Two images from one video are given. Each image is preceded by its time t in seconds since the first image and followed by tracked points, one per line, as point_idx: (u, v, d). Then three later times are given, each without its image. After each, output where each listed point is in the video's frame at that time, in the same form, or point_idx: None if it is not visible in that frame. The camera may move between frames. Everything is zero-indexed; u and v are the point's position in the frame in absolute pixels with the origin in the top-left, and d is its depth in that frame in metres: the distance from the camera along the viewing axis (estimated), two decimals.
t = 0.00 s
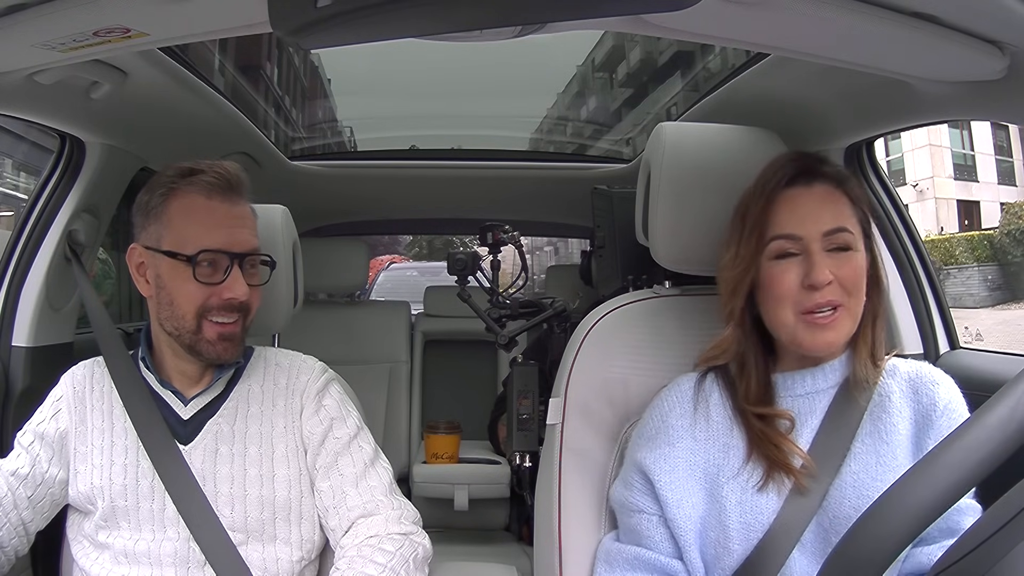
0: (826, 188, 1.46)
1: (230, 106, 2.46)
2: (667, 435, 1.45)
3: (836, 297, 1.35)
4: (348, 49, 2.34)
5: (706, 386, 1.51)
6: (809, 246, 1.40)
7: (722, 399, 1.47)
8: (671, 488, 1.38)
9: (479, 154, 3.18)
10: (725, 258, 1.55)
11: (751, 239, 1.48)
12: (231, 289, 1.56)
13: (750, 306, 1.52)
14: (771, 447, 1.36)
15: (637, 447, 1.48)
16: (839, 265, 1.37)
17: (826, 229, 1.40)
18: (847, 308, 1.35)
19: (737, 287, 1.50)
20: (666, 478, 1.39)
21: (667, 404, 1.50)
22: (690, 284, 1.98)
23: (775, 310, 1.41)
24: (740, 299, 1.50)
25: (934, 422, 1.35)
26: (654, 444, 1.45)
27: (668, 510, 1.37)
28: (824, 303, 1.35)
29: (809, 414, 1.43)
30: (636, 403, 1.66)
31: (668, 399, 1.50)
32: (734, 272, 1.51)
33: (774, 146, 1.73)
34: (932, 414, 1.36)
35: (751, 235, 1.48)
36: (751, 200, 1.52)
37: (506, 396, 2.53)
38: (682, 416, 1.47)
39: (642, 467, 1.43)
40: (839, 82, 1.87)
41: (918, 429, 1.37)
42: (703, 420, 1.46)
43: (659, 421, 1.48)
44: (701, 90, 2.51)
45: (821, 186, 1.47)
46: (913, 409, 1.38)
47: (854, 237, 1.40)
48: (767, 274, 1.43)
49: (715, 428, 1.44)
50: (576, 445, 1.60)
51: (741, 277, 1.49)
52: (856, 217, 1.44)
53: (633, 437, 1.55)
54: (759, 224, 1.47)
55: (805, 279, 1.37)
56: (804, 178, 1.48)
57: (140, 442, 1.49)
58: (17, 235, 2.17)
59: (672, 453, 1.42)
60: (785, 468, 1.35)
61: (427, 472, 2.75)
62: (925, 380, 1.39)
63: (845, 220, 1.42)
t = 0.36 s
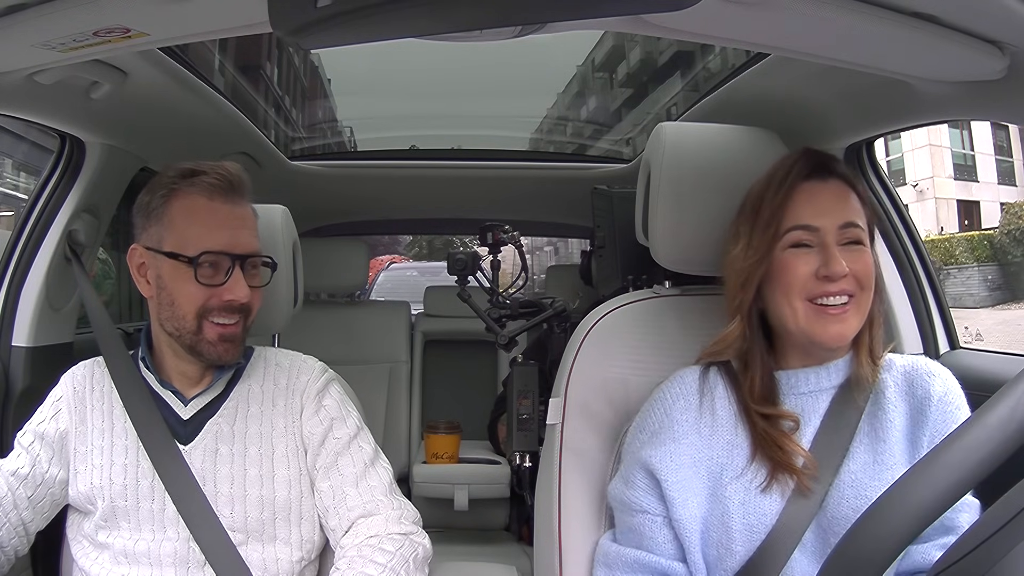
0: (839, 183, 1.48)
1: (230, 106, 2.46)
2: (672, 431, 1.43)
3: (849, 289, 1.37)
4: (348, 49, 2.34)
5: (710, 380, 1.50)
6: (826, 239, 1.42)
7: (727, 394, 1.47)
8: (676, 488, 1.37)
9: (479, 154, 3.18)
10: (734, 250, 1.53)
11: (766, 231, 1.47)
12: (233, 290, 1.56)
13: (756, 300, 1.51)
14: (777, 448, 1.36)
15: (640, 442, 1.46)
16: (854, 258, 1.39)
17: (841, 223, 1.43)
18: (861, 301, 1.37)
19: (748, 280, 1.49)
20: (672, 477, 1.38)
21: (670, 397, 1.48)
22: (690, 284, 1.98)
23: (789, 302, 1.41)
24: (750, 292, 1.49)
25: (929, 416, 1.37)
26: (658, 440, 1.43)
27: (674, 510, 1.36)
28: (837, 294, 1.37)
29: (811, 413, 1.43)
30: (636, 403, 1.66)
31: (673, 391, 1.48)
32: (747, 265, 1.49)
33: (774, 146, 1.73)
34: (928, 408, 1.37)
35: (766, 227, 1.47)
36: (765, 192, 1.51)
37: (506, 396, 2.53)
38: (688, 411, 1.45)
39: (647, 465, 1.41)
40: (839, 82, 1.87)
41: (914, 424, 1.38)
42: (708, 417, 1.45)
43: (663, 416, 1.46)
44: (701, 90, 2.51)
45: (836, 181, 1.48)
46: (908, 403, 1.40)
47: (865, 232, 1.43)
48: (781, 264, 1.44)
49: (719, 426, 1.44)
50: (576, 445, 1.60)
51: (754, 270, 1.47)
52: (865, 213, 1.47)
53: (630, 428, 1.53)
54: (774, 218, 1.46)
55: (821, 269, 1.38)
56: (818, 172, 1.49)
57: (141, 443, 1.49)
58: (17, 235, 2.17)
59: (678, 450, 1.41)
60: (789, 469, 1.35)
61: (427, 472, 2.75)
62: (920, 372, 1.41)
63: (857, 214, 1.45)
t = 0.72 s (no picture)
0: (855, 177, 1.48)
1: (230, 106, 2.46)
2: (678, 432, 1.44)
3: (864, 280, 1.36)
4: (348, 49, 2.34)
5: (717, 381, 1.50)
6: (841, 230, 1.42)
7: (734, 395, 1.47)
8: (680, 488, 1.38)
9: (479, 154, 3.18)
10: (750, 243, 1.52)
11: (782, 222, 1.46)
12: (247, 294, 1.56)
13: (772, 293, 1.50)
14: (784, 447, 1.36)
15: (645, 444, 1.47)
16: (869, 250, 1.39)
17: (856, 215, 1.43)
18: (876, 293, 1.37)
19: (763, 272, 1.48)
20: (676, 478, 1.38)
21: (677, 400, 1.49)
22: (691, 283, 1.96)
23: (805, 294, 1.40)
24: (765, 284, 1.48)
25: (942, 427, 1.37)
26: (664, 442, 1.43)
27: (677, 510, 1.37)
28: (853, 284, 1.36)
29: (820, 413, 1.43)
30: (636, 403, 1.66)
31: (679, 394, 1.49)
32: (763, 256, 1.48)
33: (774, 146, 1.73)
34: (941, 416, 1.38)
35: (781, 218, 1.47)
36: (781, 184, 1.51)
37: (506, 396, 2.53)
38: (694, 413, 1.46)
39: (651, 466, 1.42)
40: (839, 82, 1.87)
41: (927, 432, 1.39)
42: (714, 417, 1.45)
43: (669, 418, 1.47)
44: (701, 90, 2.51)
45: (851, 175, 1.48)
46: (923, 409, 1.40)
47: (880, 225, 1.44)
48: (797, 256, 1.44)
49: (726, 426, 1.44)
50: (576, 445, 1.60)
51: (770, 261, 1.47)
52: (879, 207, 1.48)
53: (637, 433, 1.55)
54: (789, 210, 1.46)
55: (837, 260, 1.38)
56: (834, 166, 1.50)
57: (142, 443, 1.49)
58: (17, 235, 2.17)
59: (683, 451, 1.41)
60: (797, 469, 1.35)
61: (427, 472, 2.76)
62: (932, 381, 1.41)
63: (872, 208, 1.45)
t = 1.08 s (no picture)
0: (875, 175, 1.50)
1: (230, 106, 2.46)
2: (686, 427, 1.44)
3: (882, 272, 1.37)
4: (348, 49, 2.34)
5: (726, 377, 1.51)
6: (860, 222, 1.43)
7: (743, 391, 1.48)
8: (686, 483, 1.38)
9: (479, 154, 3.18)
10: (770, 233, 1.52)
11: (802, 212, 1.47)
12: (250, 296, 1.55)
13: (790, 285, 1.50)
14: (791, 442, 1.36)
15: (654, 439, 1.47)
16: (887, 244, 1.40)
17: (875, 209, 1.44)
18: (892, 287, 1.37)
19: (783, 261, 1.48)
20: (683, 473, 1.39)
21: (686, 394, 1.50)
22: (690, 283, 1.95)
23: (823, 283, 1.41)
24: (784, 273, 1.48)
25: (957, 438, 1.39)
26: (671, 437, 1.44)
27: (681, 506, 1.37)
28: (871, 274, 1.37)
29: (831, 410, 1.43)
30: (636, 403, 1.66)
31: (689, 389, 1.50)
32: (783, 243, 1.48)
33: (774, 146, 1.73)
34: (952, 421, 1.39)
35: (802, 207, 1.48)
36: (803, 178, 1.52)
37: (506, 396, 2.53)
38: (702, 408, 1.47)
39: (657, 460, 1.42)
40: (840, 82, 1.86)
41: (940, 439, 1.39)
42: (723, 412, 1.46)
43: (677, 413, 1.48)
44: (701, 90, 2.51)
45: (872, 174, 1.50)
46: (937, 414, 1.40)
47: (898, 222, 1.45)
48: (816, 245, 1.44)
49: (735, 422, 1.44)
50: (576, 445, 1.60)
51: (789, 250, 1.47)
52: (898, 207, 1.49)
53: (646, 428, 1.54)
54: (811, 201, 1.47)
55: (856, 250, 1.39)
56: (856, 163, 1.51)
57: (142, 444, 1.49)
58: (17, 236, 2.17)
59: (690, 446, 1.41)
60: (805, 467, 1.35)
61: (427, 472, 2.76)
62: (944, 390, 1.42)
63: (891, 205, 1.47)
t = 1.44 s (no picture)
0: (878, 180, 1.48)
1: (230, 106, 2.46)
2: (674, 428, 1.46)
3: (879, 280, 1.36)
4: (348, 49, 2.34)
5: (713, 379, 1.52)
6: (862, 228, 1.42)
7: (730, 393, 1.49)
8: (675, 483, 1.39)
9: (479, 154, 3.18)
10: (769, 231, 1.51)
11: (804, 213, 1.45)
12: (244, 292, 1.56)
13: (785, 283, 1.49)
14: (778, 441, 1.37)
15: (643, 441, 1.48)
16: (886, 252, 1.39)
17: (875, 216, 1.43)
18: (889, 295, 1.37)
19: (781, 260, 1.46)
20: (672, 473, 1.40)
21: (674, 397, 1.51)
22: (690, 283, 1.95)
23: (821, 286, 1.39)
24: (781, 272, 1.47)
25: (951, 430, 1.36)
26: (660, 438, 1.45)
27: (672, 505, 1.38)
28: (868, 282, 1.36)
29: (818, 410, 1.43)
30: (636, 402, 1.66)
31: (676, 392, 1.51)
32: (783, 243, 1.46)
33: (774, 146, 1.73)
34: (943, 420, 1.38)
35: (805, 210, 1.46)
36: (806, 179, 1.51)
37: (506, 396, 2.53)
38: (690, 410, 1.48)
39: (648, 461, 1.43)
40: (840, 82, 1.86)
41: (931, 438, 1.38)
42: (710, 414, 1.47)
43: (666, 414, 1.49)
44: (701, 90, 2.51)
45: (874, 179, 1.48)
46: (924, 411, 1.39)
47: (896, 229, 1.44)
48: (816, 248, 1.42)
49: (722, 423, 1.46)
50: (575, 445, 1.60)
51: (788, 249, 1.45)
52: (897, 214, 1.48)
53: (636, 430, 1.56)
54: (813, 203, 1.46)
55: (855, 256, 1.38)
56: (856, 165, 1.49)
57: (141, 443, 1.49)
58: (17, 235, 2.17)
59: (679, 446, 1.43)
60: (791, 464, 1.35)
61: (427, 472, 2.75)
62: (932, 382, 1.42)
63: (891, 212, 1.45)
